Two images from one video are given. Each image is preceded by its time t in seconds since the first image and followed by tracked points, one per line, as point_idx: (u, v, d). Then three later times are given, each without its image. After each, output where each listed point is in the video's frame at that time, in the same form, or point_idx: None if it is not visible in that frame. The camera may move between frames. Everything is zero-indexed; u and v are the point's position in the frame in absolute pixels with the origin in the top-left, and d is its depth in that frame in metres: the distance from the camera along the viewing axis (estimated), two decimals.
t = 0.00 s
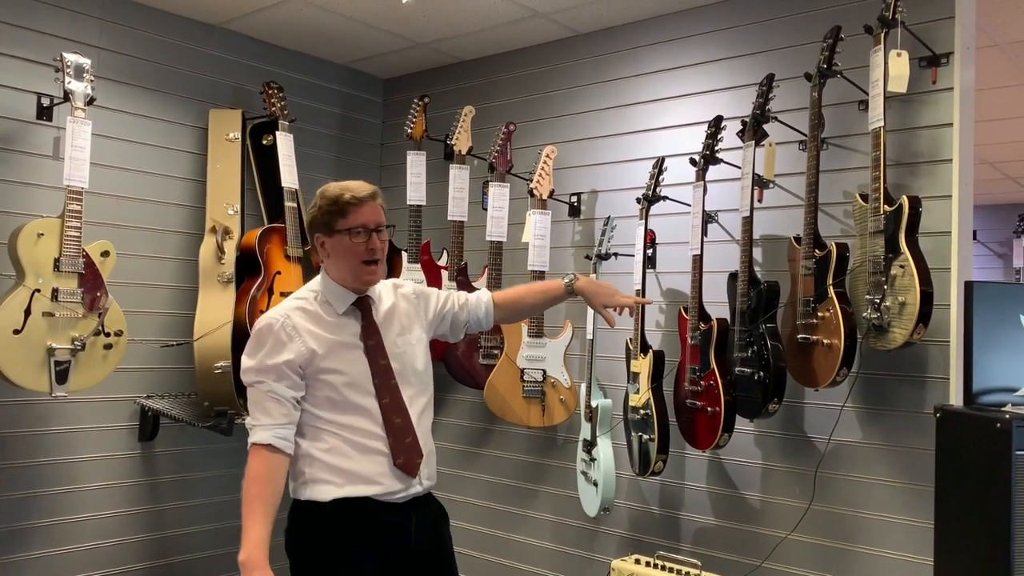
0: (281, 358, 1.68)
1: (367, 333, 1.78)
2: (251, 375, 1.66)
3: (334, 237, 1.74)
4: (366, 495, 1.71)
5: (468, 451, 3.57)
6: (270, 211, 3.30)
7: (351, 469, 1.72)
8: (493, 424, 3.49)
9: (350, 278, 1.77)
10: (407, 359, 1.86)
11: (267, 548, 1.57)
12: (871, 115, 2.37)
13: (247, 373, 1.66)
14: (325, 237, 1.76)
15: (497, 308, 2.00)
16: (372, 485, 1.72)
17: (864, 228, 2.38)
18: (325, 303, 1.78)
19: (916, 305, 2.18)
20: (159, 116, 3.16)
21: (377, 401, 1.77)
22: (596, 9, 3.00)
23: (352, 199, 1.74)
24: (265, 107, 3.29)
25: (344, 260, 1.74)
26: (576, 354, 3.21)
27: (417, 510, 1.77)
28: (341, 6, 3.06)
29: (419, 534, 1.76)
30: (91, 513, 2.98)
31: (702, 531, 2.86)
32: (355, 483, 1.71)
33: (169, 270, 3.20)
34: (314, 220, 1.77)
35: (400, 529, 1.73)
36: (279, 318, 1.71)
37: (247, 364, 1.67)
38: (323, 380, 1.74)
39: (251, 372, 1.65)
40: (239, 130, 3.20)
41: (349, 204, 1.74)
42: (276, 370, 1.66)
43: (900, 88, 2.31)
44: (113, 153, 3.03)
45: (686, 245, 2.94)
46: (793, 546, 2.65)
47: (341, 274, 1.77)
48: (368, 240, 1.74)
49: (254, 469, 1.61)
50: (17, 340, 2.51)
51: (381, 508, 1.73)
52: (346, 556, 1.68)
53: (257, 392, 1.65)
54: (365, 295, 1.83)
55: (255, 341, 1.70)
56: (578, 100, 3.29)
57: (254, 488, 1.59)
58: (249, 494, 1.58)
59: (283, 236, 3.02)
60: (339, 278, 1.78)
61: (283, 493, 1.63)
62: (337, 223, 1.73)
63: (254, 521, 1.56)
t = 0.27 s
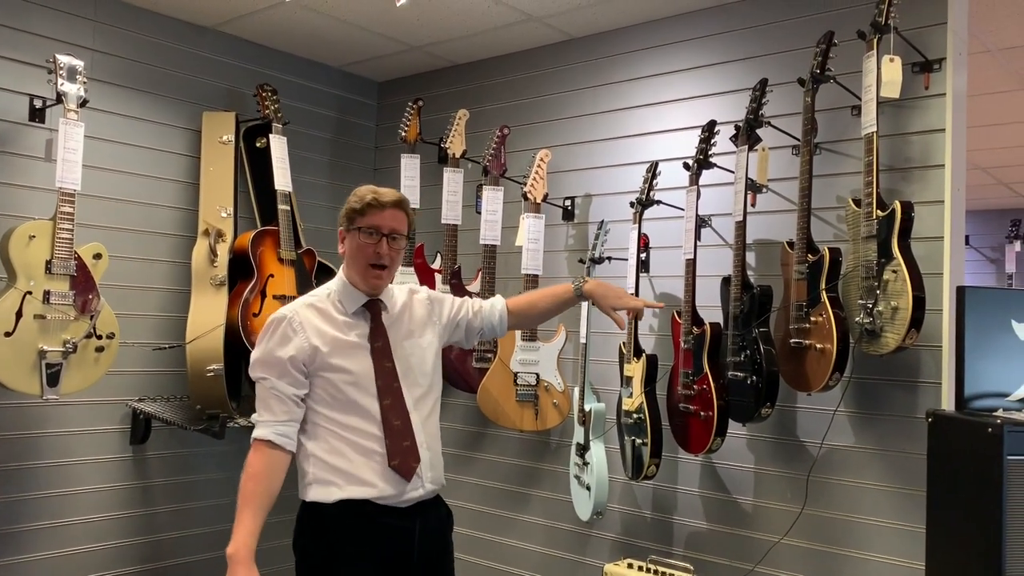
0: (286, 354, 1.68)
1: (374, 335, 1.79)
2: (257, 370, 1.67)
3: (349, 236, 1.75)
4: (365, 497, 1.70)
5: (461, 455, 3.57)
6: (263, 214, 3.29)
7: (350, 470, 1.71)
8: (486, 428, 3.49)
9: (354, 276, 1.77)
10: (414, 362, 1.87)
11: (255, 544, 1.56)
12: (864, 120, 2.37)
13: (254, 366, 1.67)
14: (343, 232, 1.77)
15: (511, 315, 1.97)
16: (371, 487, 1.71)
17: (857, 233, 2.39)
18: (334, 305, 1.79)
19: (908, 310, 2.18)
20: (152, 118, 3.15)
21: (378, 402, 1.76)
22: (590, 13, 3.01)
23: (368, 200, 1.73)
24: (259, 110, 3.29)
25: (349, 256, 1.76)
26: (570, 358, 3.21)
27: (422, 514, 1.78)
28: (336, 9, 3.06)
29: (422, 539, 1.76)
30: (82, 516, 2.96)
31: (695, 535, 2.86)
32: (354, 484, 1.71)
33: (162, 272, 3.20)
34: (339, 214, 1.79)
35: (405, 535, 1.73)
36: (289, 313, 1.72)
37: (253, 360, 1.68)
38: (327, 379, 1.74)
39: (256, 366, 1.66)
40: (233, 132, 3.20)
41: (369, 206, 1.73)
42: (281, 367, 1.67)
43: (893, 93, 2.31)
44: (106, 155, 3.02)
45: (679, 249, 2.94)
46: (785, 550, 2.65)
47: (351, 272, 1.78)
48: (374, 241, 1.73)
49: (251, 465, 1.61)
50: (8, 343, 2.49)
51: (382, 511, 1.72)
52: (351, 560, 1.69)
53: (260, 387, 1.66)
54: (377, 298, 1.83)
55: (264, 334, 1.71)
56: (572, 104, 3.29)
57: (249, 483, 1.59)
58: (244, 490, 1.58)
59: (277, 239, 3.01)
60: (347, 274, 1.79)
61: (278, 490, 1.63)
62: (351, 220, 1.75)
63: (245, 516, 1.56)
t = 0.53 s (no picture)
0: (296, 358, 1.72)
1: (388, 339, 1.82)
2: (269, 372, 1.73)
3: (381, 245, 1.79)
4: (372, 499, 1.72)
5: (456, 459, 3.56)
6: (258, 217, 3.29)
7: (358, 472, 1.74)
8: (481, 432, 3.48)
9: (385, 284, 1.81)
10: (426, 367, 1.89)
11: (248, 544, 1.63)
12: (857, 125, 2.38)
13: (267, 368, 1.73)
14: (371, 242, 1.80)
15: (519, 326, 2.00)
16: (378, 490, 1.73)
17: (851, 238, 2.40)
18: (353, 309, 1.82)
19: (902, 314, 2.19)
20: (146, 121, 3.15)
21: (389, 405, 1.78)
22: (585, 17, 3.01)
23: (405, 210, 1.81)
24: (254, 112, 3.28)
25: (387, 264, 1.79)
26: (565, 362, 3.21)
27: (429, 517, 1.79)
28: (330, 11, 3.06)
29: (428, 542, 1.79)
30: (75, 520, 2.95)
31: (689, 539, 2.86)
32: (362, 486, 1.73)
33: (156, 275, 3.19)
34: (361, 225, 1.81)
35: (410, 538, 1.76)
36: (305, 317, 1.77)
37: (267, 362, 1.73)
38: (339, 382, 1.77)
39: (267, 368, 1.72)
40: (227, 135, 3.20)
41: (402, 215, 1.80)
42: (292, 369, 1.71)
43: (886, 98, 2.32)
44: (99, 158, 3.01)
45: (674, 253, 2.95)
46: (779, 554, 2.66)
47: (379, 281, 1.81)
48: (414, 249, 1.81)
49: (255, 463, 1.67)
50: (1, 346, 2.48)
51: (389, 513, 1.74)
52: (356, 562, 1.72)
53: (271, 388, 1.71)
54: (394, 305, 1.87)
55: (279, 337, 1.77)
56: (567, 108, 3.29)
57: (248, 483, 1.65)
58: (244, 488, 1.64)
59: (271, 242, 3.02)
60: (373, 282, 1.82)
61: (278, 491, 1.68)
62: (387, 229, 1.79)
63: (239, 515, 1.62)
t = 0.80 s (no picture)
0: (312, 360, 1.73)
1: (400, 343, 1.83)
2: (286, 373, 1.73)
3: (399, 257, 1.78)
4: (380, 503, 1.74)
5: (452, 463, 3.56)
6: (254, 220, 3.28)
7: (366, 477, 1.76)
8: (477, 435, 3.48)
9: (405, 295, 1.82)
10: (435, 372, 1.89)
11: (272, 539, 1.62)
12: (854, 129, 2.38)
13: (282, 370, 1.74)
14: (389, 255, 1.79)
15: (530, 325, 1.97)
16: (386, 494, 1.75)
17: (847, 242, 2.39)
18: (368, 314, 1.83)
19: (898, 318, 2.19)
20: (143, 124, 3.14)
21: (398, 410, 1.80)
22: (581, 21, 3.02)
23: (420, 221, 1.82)
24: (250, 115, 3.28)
25: (407, 278, 1.79)
26: (561, 365, 3.21)
27: (434, 518, 1.81)
28: (327, 15, 3.06)
29: (434, 542, 1.80)
30: (70, 524, 2.94)
31: (685, 544, 2.86)
32: (370, 491, 1.75)
33: (152, 278, 3.18)
34: (376, 239, 1.79)
35: (415, 537, 1.78)
36: (320, 321, 1.78)
37: (283, 364, 1.74)
38: (351, 386, 1.78)
39: (283, 370, 1.73)
40: (224, 138, 3.19)
41: (417, 226, 1.81)
42: (308, 371, 1.72)
43: (882, 103, 2.32)
44: (95, 160, 3.00)
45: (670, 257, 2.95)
46: (775, 558, 2.65)
47: (398, 292, 1.81)
48: (431, 259, 1.82)
49: (274, 462, 1.68)
50: None
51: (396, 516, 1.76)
52: (363, 564, 1.74)
53: (287, 390, 1.72)
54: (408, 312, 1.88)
55: (294, 340, 1.78)
56: (564, 112, 3.29)
57: (270, 479, 1.66)
58: (265, 485, 1.65)
59: (268, 245, 3.02)
60: (393, 294, 1.82)
61: (298, 489, 1.69)
62: (406, 242, 1.78)
63: (262, 511, 1.63)
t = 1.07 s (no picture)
0: (315, 364, 1.74)
1: (401, 346, 1.83)
2: (289, 377, 1.74)
3: (394, 260, 1.79)
4: (380, 503, 1.74)
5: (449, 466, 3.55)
6: (251, 222, 3.28)
7: (368, 477, 1.76)
8: (474, 439, 3.47)
9: (404, 298, 1.82)
10: (436, 374, 1.89)
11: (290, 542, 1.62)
12: (851, 133, 2.38)
13: (286, 375, 1.75)
14: (384, 259, 1.80)
15: (535, 327, 1.95)
16: (387, 494, 1.75)
17: (844, 245, 2.39)
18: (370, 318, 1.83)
19: (895, 322, 2.19)
20: (140, 126, 3.14)
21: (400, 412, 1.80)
22: (579, 24, 3.02)
23: (413, 223, 1.82)
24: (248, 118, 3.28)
25: (403, 280, 1.80)
26: (558, 368, 3.21)
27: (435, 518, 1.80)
28: (324, 17, 3.05)
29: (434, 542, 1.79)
30: (66, 527, 2.93)
31: (682, 547, 2.85)
32: (371, 491, 1.75)
33: (148, 280, 3.18)
34: (371, 245, 1.81)
35: (415, 537, 1.76)
36: (323, 326, 1.79)
37: (287, 368, 1.75)
38: (354, 388, 1.78)
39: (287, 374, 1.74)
40: (221, 140, 3.19)
41: (411, 229, 1.81)
42: (311, 375, 1.73)
43: (879, 106, 2.32)
44: (92, 163, 3.00)
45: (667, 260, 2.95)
46: (772, 562, 2.65)
47: (395, 296, 1.81)
48: (427, 261, 1.82)
49: (286, 465, 1.69)
50: None
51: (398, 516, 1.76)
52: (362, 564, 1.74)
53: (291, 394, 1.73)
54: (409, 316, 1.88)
55: (297, 344, 1.79)
56: (562, 115, 3.29)
57: (283, 482, 1.66)
58: (280, 487, 1.66)
59: (264, 248, 3.01)
60: (391, 298, 1.82)
61: (310, 492, 1.70)
62: (400, 246, 1.79)
63: (279, 512, 1.63)
